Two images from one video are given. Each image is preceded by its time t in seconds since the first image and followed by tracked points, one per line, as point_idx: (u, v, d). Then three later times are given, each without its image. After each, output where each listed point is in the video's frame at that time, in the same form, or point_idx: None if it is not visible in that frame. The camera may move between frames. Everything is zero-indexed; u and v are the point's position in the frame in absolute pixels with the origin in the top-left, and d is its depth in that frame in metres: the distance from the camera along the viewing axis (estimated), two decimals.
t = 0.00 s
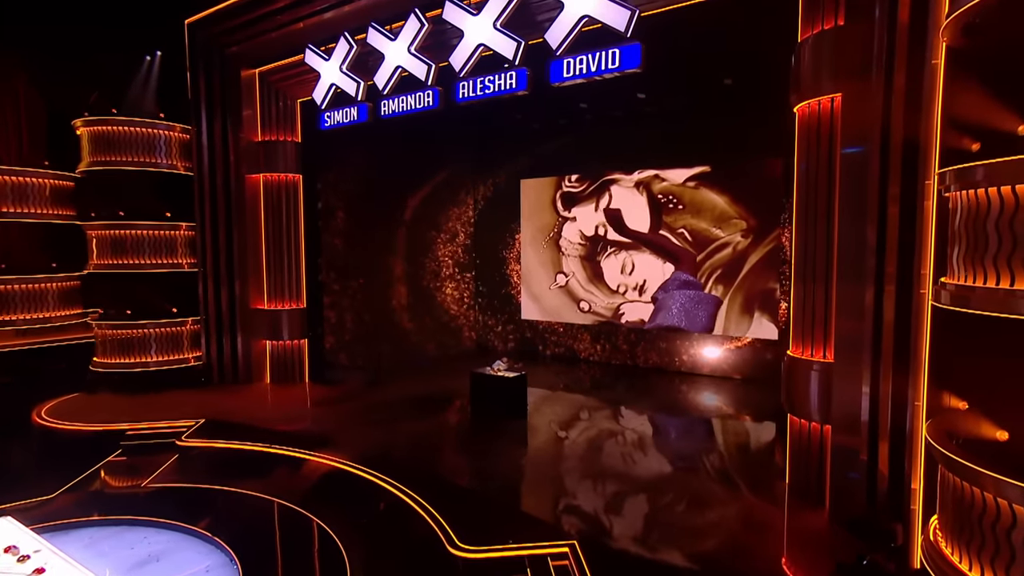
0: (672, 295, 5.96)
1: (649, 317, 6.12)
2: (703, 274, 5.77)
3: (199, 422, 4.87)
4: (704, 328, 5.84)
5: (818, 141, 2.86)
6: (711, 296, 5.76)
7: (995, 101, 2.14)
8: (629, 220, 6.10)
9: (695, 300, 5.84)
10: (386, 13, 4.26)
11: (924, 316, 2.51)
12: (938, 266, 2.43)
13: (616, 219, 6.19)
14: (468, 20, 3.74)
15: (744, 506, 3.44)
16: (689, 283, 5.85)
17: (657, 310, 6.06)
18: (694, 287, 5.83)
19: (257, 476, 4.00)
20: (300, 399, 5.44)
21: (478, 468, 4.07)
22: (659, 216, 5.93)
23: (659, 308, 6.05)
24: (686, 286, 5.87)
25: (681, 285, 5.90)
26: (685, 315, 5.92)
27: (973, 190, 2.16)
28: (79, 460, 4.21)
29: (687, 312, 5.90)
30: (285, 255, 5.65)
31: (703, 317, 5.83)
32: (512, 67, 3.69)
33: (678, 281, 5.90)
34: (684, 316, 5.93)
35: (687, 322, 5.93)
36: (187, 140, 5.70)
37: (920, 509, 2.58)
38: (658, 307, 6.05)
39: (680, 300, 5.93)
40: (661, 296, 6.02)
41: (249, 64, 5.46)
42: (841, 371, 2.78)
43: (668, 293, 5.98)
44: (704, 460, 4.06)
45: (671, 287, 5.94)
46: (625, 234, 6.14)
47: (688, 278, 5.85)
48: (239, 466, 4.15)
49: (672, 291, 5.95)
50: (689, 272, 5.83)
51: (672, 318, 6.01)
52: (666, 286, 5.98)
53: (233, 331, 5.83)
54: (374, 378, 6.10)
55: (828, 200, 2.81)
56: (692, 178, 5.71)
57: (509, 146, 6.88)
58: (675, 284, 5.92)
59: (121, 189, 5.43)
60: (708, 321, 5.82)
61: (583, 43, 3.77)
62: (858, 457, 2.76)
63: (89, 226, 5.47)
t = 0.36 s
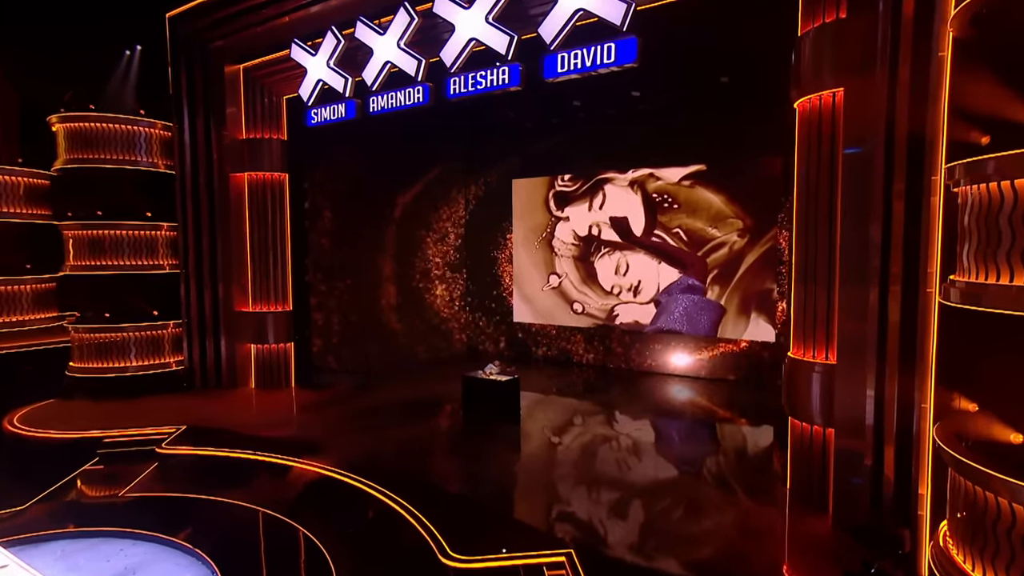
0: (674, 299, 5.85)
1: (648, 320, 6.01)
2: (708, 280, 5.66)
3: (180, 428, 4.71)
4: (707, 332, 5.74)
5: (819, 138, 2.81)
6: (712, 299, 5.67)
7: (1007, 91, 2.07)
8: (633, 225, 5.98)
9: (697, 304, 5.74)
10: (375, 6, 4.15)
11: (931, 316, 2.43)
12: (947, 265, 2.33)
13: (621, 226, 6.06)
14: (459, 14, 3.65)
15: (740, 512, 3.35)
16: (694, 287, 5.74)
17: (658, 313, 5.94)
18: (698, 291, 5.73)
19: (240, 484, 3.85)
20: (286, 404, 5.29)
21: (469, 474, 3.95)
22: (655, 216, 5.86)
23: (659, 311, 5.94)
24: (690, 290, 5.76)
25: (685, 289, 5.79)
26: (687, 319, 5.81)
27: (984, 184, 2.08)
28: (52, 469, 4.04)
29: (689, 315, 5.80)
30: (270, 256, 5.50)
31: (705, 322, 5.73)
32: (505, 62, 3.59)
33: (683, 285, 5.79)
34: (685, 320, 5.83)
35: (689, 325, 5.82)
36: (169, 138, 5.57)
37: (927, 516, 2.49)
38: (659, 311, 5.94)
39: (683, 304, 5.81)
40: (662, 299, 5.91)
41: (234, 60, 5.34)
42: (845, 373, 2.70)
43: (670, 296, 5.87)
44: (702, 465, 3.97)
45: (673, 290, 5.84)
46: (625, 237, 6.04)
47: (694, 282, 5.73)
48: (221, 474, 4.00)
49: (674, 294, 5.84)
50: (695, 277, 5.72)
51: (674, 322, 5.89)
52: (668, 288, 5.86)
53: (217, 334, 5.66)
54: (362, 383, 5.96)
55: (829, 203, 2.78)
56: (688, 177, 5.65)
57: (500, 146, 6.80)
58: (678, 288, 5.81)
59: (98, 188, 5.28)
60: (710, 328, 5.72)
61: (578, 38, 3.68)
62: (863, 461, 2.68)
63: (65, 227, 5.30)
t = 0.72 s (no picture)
0: (668, 298, 5.77)
1: (643, 320, 5.94)
2: (701, 276, 5.60)
3: (161, 434, 4.55)
4: (702, 332, 5.67)
5: (821, 132, 2.77)
6: (712, 299, 5.59)
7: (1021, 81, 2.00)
8: (626, 222, 5.92)
9: (692, 302, 5.67)
10: None
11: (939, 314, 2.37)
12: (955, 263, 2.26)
13: (615, 221, 5.99)
14: (450, 6, 3.55)
15: (739, 517, 3.26)
16: (689, 286, 5.67)
17: (652, 313, 5.87)
18: (692, 289, 5.66)
19: (221, 492, 3.70)
20: (271, 409, 5.15)
21: (461, 480, 3.84)
22: (649, 215, 5.79)
23: (654, 310, 5.87)
24: (685, 288, 5.69)
25: (680, 287, 5.72)
26: (682, 318, 5.73)
27: (994, 177, 2.00)
28: (25, 478, 3.88)
29: (684, 314, 5.72)
30: (256, 258, 5.40)
31: (700, 321, 5.66)
32: (498, 57, 3.50)
33: (678, 283, 5.72)
34: (681, 318, 5.74)
35: (685, 325, 5.73)
36: (149, 134, 5.45)
37: (935, 520, 2.41)
38: (654, 310, 5.86)
39: (677, 303, 5.74)
40: (657, 298, 5.83)
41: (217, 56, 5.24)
42: (845, 377, 2.64)
43: (665, 295, 5.79)
44: (698, 471, 3.88)
45: (668, 289, 5.76)
46: (618, 234, 5.98)
47: (688, 281, 5.67)
48: (202, 482, 3.85)
49: (669, 293, 5.77)
50: (691, 275, 5.64)
51: (669, 322, 5.81)
52: (663, 287, 5.79)
53: (200, 337, 5.47)
54: (350, 388, 5.82)
55: (830, 200, 2.75)
56: (683, 175, 5.60)
57: (490, 146, 6.70)
58: (673, 286, 5.74)
59: (74, 187, 5.11)
60: (705, 326, 5.65)
61: (573, 32, 3.60)
62: (868, 465, 2.60)
63: (40, 227, 5.14)
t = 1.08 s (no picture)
0: (663, 296, 5.71)
1: (638, 319, 5.86)
2: (698, 272, 5.54)
3: (141, 440, 4.40)
4: (696, 331, 5.62)
5: (821, 127, 2.75)
6: (709, 298, 5.52)
7: None
8: (623, 212, 5.83)
9: (687, 300, 5.61)
10: None
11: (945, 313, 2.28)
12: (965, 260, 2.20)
13: (614, 209, 5.88)
14: None
15: (738, 521, 3.17)
16: (683, 283, 5.61)
17: (647, 311, 5.79)
18: (687, 287, 5.60)
19: (203, 500, 3.56)
20: (256, 414, 5.00)
21: (452, 486, 3.72)
22: (644, 214, 5.73)
23: (648, 308, 5.79)
24: (679, 286, 5.62)
25: (674, 285, 5.65)
26: (677, 317, 5.67)
27: (1007, 169, 1.93)
28: None
29: (679, 311, 5.65)
30: (241, 258, 5.26)
31: (694, 318, 5.60)
32: (490, 50, 3.40)
33: (672, 281, 5.65)
34: (675, 317, 5.69)
35: (680, 323, 5.67)
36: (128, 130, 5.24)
37: (944, 525, 2.34)
38: (647, 309, 5.80)
39: (672, 300, 5.68)
40: (651, 296, 5.76)
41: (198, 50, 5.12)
42: (850, 377, 2.58)
43: (658, 293, 5.73)
44: (693, 476, 3.79)
45: (662, 286, 5.69)
46: (612, 233, 5.91)
47: (683, 278, 5.60)
48: (183, 489, 3.71)
49: (663, 291, 5.70)
50: (685, 273, 5.58)
51: (663, 320, 5.74)
52: (658, 283, 5.71)
53: (182, 342, 5.36)
54: (338, 392, 5.68)
55: (833, 196, 2.69)
56: (678, 174, 5.54)
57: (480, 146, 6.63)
58: (667, 284, 5.67)
59: (49, 185, 4.95)
60: (700, 325, 5.59)
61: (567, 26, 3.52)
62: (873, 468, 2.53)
63: (14, 227, 4.96)
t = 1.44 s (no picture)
0: (658, 297, 5.63)
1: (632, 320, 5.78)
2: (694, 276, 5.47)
3: (119, 447, 4.24)
4: (693, 334, 5.54)
5: (821, 121, 2.69)
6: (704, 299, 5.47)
7: None
8: (615, 219, 5.78)
9: (685, 302, 5.53)
10: None
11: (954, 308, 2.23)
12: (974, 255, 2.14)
13: (604, 218, 5.83)
14: None
15: (734, 525, 3.10)
16: (679, 285, 5.53)
17: (642, 313, 5.72)
18: (683, 289, 5.53)
19: (182, 508, 3.41)
20: (240, 419, 4.85)
21: (443, 492, 3.61)
22: (638, 214, 5.66)
23: (643, 310, 5.72)
24: (676, 288, 5.55)
25: (670, 287, 5.57)
26: (673, 319, 5.60)
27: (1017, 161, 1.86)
28: None
29: (676, 312, 5.58)
30: (224, 258, 5.13)
31: (691, 322, 5.53)
32: (482, 43, 3.31)
33: (668, 283, 5.57)
34: (671, 319, 5.61)
35: (677, 325, 5.60)
36: (106, 126, 5.10)
37: (952, 530, 2.26)
38: (643, 311, 5.72)
39: (668, 303, 5.60)
40: (646, 298, 5.68)
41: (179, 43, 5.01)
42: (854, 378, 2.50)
43: (654, 294, 5.64)
44: (690, 480, 3.70)
45: (657, 289, 5.62)
46: (605, 233, 5.83)
47: (679, 281, 5.53)
48: (162, 497, 3.56)
49: (659, 293, 5.62)
50: (682, 274, 5.51)
51: (658, 322, 5.67)
52: (653, 286, 5.64)
53: (163, 346, 5.19)
54: (325, 396, 5.55)
55: (834, 193, 2.63)
56: (673, 173, 5.48)
57: (471, 145, 6.54)
58: (663, 286, 5.59)
59: (23, 182, 4.81)
60: (696, 327, 5.53)
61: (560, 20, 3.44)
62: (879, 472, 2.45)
63: None
